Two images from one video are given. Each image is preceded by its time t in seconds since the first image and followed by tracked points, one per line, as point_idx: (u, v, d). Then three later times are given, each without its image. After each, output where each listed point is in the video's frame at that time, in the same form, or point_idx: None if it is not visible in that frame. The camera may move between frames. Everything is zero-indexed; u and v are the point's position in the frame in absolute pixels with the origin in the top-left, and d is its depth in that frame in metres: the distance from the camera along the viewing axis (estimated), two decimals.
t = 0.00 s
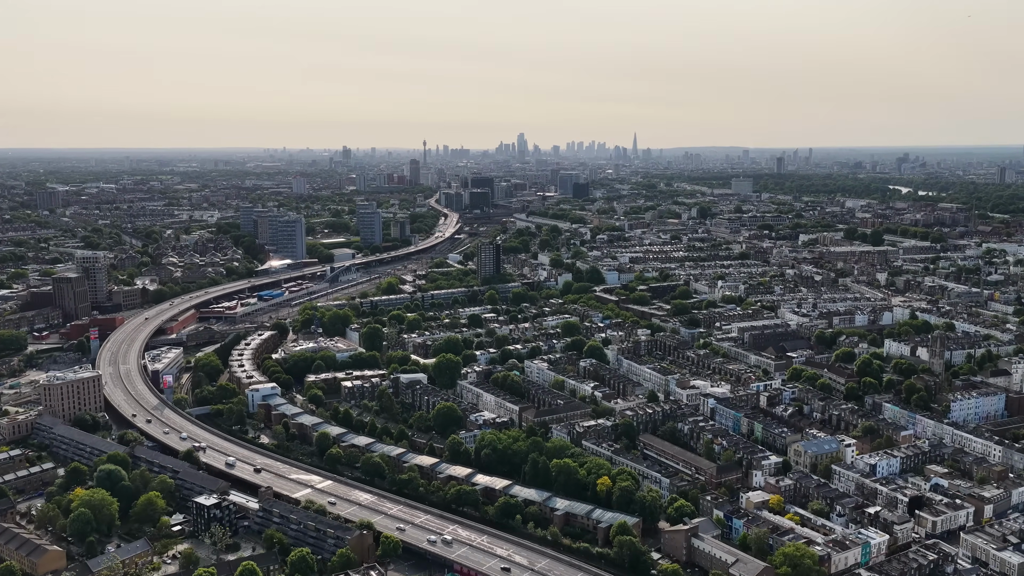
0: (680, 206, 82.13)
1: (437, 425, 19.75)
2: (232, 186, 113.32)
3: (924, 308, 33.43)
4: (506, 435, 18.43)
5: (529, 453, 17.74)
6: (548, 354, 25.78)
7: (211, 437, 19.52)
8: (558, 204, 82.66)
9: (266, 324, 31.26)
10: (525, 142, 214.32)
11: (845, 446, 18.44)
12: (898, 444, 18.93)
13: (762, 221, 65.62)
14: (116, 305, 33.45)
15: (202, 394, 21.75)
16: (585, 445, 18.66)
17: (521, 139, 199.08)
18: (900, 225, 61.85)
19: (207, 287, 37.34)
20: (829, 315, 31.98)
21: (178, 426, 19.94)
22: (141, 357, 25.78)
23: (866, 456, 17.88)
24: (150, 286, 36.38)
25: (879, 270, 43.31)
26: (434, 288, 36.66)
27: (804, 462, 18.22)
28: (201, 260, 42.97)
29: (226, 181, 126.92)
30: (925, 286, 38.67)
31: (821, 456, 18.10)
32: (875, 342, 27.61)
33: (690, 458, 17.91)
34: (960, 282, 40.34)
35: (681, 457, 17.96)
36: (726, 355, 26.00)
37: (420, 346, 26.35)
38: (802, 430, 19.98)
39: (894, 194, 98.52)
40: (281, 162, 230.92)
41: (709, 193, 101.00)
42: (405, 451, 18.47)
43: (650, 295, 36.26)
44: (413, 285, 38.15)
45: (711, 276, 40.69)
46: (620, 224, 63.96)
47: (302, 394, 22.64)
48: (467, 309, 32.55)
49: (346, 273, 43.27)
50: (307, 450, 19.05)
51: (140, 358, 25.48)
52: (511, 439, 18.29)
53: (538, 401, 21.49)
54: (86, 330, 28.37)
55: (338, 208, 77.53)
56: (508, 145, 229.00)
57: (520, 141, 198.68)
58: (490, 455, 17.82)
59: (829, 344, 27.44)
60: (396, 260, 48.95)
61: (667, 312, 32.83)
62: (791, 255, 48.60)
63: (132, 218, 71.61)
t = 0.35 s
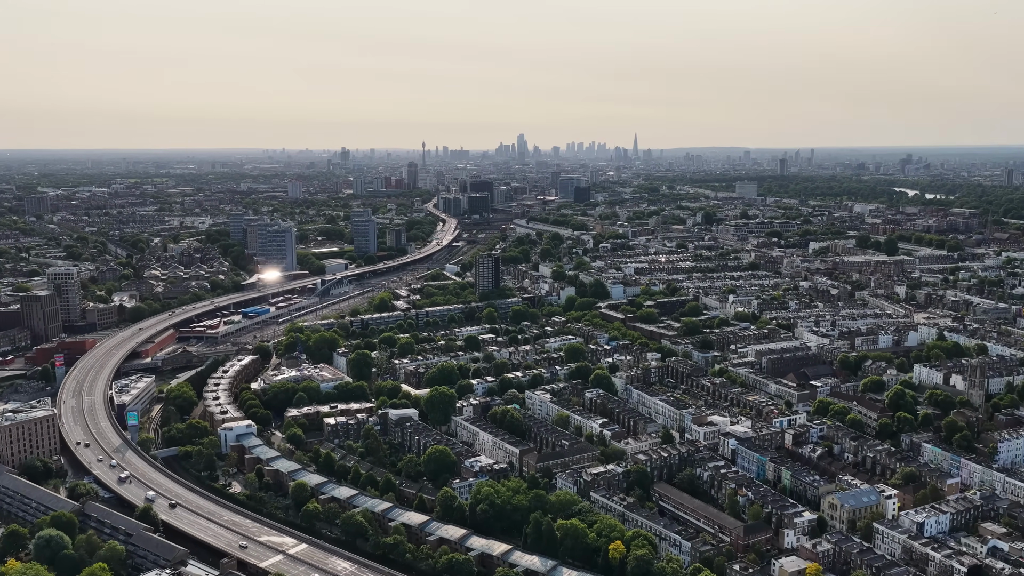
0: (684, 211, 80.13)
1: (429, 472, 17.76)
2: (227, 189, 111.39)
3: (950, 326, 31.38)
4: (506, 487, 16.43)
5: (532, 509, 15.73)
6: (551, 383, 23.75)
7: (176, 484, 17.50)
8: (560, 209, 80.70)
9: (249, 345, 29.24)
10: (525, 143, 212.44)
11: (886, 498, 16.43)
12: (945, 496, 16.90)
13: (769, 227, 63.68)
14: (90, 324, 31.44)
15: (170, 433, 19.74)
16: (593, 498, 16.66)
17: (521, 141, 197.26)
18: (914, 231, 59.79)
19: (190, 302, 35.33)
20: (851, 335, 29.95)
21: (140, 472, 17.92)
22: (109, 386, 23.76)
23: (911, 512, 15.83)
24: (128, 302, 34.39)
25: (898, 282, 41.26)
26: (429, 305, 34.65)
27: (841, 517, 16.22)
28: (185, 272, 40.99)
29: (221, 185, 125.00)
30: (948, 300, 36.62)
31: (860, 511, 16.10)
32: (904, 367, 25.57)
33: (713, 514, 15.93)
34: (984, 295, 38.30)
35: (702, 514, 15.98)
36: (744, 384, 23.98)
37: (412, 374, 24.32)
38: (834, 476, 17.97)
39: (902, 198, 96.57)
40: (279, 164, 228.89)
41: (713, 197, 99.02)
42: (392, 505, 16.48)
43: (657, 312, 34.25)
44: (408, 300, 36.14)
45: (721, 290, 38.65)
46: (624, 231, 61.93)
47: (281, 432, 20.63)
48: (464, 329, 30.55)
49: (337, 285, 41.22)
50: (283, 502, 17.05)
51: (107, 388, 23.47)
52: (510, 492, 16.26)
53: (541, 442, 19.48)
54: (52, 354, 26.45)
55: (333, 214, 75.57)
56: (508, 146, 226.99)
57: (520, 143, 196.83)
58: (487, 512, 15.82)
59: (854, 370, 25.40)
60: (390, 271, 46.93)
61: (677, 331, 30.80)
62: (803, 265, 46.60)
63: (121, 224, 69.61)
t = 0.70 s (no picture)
0: (688, 212, 78.07)
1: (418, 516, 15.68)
2: (221, 190, 109.40)
3: (981, 338, 29.31)
4: (505, 535, 14.36)
5: (535, 564, 13.66)
6: (555, 406, 21.68)
7: (128, 529, 15.40)
8: (560, 210, 78.65)
9: (228, 360, 27.18)
10: (525, 142, 210.46)
11: (939, 548, 14.37)
12: (1005, 545, 14.81)
13: (778, 229, 61.65)
14: (59, 337, 29.38)
15: (129, 467, 17.66)
16: (604, 548, 14.61)
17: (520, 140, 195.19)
18: (928, 234, 57.69)
19: (169, 312, 33.28)
20: (876, 348, 27.89)
21: (89, 515, 15.81)
22: (69, 407, 21.68)
23: (973, 568, 13.71)
24: (103, 312, 32.33)
25: (918, 289, 39.19)
26: (423, 314, 32.61)
27: (889, 570, 14.14)
28: (167, 279, 38.96)
29: (216, 185, 123.02)
30: (974, 309, 34.56)
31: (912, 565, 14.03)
32: (939, 387, 23.50)
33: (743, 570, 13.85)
34: (1011, 303, 36.24)
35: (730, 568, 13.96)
36: (765, 407, 21.93)
37: (402, 395, 22.24)
38: (877, 518, 15.90)
39: (910, 198, 94.57)
40: (276, 164, 226.87)
41: (716, 198, 97.00)
42: (374, 556, 14.42)
43: (666, 322, 32.20)
44: (401, 309, 34.07)
45: (732, 298, 36.59)
46: (627, 233, 59.87)
47: (254, 464, 18.54)
48: (461, 342, 28.50)
49: (327, 293, 39.14)
50: (251, 552, 14.98)
51: (67, 409, 21.36)
52: (510, 541, 14.19)
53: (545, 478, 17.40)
54: (12, 372, 24.54)
55: (328, 215, 73.53)
56: (507, 145, 224.93)
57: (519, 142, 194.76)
58: (483, 566, 13.74)
59: (885, 390, 23.31)
60: (384, 277, 44.87)
61: (688, 344, 28.75)
62: (817, 270, 44.52)
63: (108, 226, 67.53)
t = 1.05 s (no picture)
0: (693, 215, 75.97)
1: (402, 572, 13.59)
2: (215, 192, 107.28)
3: (1017, 353, 27.24)
4: None
5: None
6: (559, 436, 19.63)
7: None
8: (562, 212, 76.61)
9: (205, 378, 25.11)
10: (525, 142, 208.41)
11: None
12: None
13: (787, 232, 59.51)
14: (25, 351, 27.31)
15: (77, 511, 15.55)
16: None
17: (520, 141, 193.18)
18: (944, 238, 55.66)
19: (146, 323, 31.19)
20: (905, 365, 25.83)
21: (23, 571, 13.69)
22: (22, 434, 19.59)
23: None
24: (75, 323, 30.27)
25: (940, 298, 37.15)
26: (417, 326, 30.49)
27: None
28: (148, 286, 36.83)
29: (211, 186, 120.90)
30: (1003, 320, 32.53)
31: None
32: (980, 411, 21.45)
33: None
34: None
35: None
36: (792, 436, 19.81)
37: (390, 422, 20.19)
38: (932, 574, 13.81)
39: (919, 200, 92.53)
40: (274, 164, 224.70)
41: (721, 199, 95.01)
42: None
43: (677, 335, 30.15)
44: (394, 320, 32.02)
45: (746, 308, 34.55)
46: (631, 237, 57.82)
47: (221, 505, 16.44)
48: (456, 358, 26.40)
49: (317, 302, 37.04)
50: None
51: (18, 438, 19.28)
52: None
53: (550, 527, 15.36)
54: None
55: (322, 218, 71.39)
56: (507, 146, 222.84)
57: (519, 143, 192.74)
58: None
59: (920, 415, 21.27)
60: (378, 284, 42.77)
61: (701, 361, 26.70)
62: (832, 277, 42.47)
63: (95, 229, 65.44)
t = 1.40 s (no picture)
0: (699, 216, 73.97)
1: None
2: (209, 192, 105.25)
3: None
4: None
5: None
6: (564, 471, 17.54)
7: None
8: (563, 214, 74.60)
9: (177, 399, 23.02)
10: (525, 142, 206.40)
11: None
12: None
13: (798, 235, 57.46)
14: None
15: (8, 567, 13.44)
16: None
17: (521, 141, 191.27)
18: (961, 242, 53.58)
19: (120, 335, 29.12)
20: (940, 384, 23.74)
21: None
22: None
23: None
24: (42, 336, 28.22)
25: (966, 306, 35.05)
26: (409, 339, 28.36)
27: None
28: (126, 294, 34.77)
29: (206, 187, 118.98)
30: None
31: None
32: None
33: None
34: None
35: None
36: (826, 471, 17.69)
37: (376, 453, 18.10)
38: None
39: (929, 202, 90.48)
40: (272, 164, 222.80)
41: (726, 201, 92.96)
42: None
43: (689, 349, 28.07)
44: (386, 332, 29.93)
45: (760, 319, 32.47)
46: (636, 240, 55.77)
47: (177, 559, 14.34)
48: (452, 376, 24.32)
49: (305, 311, 34.95)
50: None
51: None
52: None
53: None
54: None
55: (316, 220, 69.37)
56: (508, 145, 220.90)
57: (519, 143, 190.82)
58: None
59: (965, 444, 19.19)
60: (371, 292, 40.69)
61: (717, 379, 24.61)
62: (848, 284, 40.39)
63: (82, 231, 63.40)
